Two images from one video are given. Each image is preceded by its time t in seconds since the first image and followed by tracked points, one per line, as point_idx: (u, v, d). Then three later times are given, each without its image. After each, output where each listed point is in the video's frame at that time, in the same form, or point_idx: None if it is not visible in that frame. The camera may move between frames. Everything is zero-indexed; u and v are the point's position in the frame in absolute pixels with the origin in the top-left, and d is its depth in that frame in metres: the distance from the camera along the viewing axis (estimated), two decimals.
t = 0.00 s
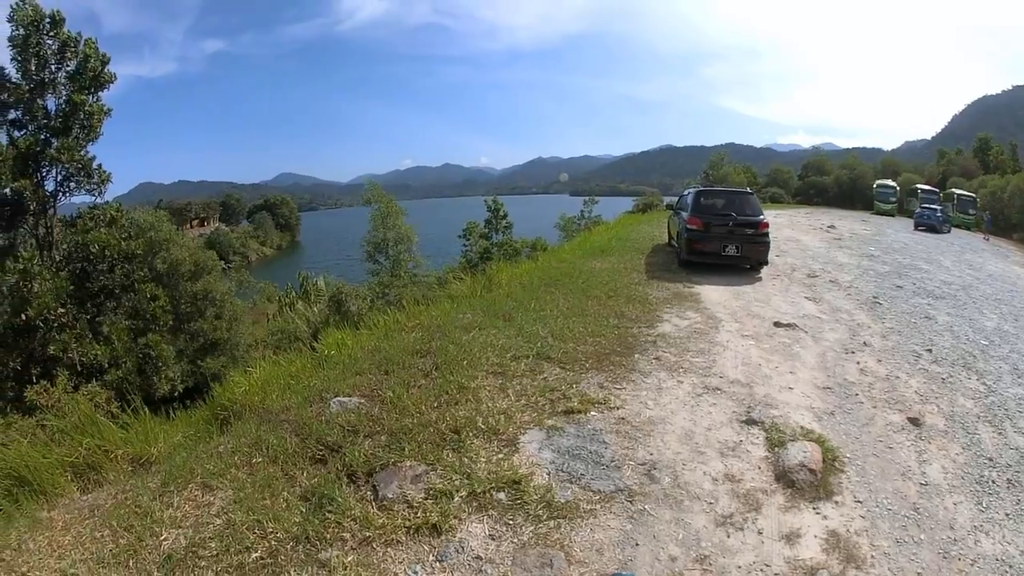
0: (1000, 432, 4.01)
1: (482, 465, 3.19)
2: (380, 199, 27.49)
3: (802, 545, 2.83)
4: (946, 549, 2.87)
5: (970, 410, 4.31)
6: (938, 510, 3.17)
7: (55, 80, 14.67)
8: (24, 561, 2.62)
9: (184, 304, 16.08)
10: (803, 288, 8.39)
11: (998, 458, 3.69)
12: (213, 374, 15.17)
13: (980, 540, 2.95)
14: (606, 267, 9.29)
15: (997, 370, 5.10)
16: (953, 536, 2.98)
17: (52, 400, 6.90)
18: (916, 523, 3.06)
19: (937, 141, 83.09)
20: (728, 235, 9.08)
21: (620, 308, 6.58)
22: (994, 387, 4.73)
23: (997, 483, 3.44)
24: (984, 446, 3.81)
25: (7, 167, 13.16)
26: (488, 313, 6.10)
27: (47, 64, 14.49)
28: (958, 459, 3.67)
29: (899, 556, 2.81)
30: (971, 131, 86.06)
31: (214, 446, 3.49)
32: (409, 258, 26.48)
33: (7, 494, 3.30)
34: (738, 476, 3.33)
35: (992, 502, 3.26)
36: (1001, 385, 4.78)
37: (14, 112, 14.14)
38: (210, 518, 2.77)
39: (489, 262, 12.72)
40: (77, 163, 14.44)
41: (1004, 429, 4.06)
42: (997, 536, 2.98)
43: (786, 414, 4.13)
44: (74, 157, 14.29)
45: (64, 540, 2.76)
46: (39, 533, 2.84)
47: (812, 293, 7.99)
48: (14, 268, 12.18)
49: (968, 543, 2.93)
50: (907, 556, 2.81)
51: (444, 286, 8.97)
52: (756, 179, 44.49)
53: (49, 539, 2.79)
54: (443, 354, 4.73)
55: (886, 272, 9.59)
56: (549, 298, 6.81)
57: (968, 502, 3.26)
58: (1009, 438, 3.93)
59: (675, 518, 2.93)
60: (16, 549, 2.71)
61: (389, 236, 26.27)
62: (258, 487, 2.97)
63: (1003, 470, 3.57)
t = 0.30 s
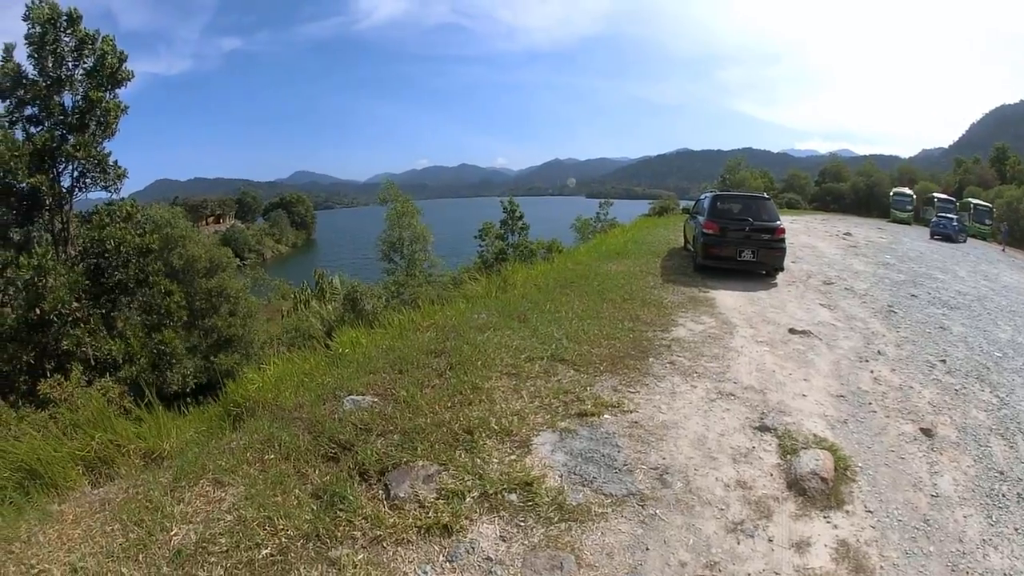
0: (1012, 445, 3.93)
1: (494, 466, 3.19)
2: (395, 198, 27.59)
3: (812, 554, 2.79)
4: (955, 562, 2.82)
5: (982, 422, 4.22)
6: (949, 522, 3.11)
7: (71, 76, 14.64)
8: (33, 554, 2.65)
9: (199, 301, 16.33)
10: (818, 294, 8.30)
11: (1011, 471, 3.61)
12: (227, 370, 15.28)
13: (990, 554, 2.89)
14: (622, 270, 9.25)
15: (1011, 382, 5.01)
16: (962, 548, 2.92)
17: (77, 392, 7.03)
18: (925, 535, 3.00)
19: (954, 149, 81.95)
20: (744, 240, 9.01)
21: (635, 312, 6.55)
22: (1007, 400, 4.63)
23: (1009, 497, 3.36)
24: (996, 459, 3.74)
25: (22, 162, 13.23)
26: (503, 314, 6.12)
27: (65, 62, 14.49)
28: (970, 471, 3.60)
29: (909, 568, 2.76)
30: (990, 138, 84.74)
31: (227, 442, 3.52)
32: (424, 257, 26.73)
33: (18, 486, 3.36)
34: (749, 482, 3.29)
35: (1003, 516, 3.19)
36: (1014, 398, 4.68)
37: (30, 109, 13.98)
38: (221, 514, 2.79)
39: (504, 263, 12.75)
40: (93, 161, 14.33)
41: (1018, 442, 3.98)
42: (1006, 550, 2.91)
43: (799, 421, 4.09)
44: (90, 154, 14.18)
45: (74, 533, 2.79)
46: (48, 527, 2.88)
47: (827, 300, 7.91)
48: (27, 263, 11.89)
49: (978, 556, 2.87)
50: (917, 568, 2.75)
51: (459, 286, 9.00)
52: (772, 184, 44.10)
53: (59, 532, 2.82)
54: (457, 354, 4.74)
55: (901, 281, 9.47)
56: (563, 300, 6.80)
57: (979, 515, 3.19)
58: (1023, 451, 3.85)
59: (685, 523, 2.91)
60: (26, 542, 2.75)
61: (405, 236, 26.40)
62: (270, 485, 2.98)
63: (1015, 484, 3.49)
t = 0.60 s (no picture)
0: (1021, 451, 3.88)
1: (503, 465, 3.19)
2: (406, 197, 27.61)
3: (819, 557, 2.77)
4: (962, 568, 2.79)
5: (990, 427, 4.17)
6: (956, 528, 3.08)
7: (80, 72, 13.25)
8: (40, 547, 2.69)
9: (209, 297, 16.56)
10: (828, 297, 8.24)
11: (1019, 478, 3.57)
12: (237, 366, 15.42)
13: (996, 560, 2.85)
14: (634, 270, 9.21)
15: (1021, 388, 4.94)
16: (969, 554, 2.88)
17: (92, 386, 7.03)
18: (933, 540, 2.97)
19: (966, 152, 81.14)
20: (756, 241, 8.96)
21: (646, 312, 6.52)
22: (1017, 406, 4.57)
23: (1017, 503, 3.32)
24: (1005, 465, 3.69)
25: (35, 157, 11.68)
26: (513, 313, 6.12)
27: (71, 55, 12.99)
28: (978, 476, 3.55)
29: (916, 573, 2.73)
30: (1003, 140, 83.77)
31: (236, 438, 3.54)
32: (435, 255, 26.81)
33: (27, 480, 3.43)
34: (758, 485, 3.27)
35: (1010, 522, 3.15)
36: None
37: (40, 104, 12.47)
38: (229, 510, 2.80)
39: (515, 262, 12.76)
40: (106, 156, 12.69)
41: None
42: (1013, 557, 2.87)
43: (809, 424, 4.05)
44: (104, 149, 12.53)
45: (81, 527, 2.83)
46: (56, 520, 2.91)
47: (838, 302, 7.85)
48: (36, 258, 10.77)
49: (985, 562, 2.83)
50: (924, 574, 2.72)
51: (470, 285, 9.00)
52: (784, 185, 43.70)
53: (66, 526, 2.85)
54: (467, 353, 4.74)
55: (912, 285, 9.38)
56: (574, 300, 6.78)
57: (985, 521, 3.15)
58: None
59: (694, 525, 2.89)
60: (34, 535, 2.78)
61: (416, 233, 26.43)
62: (278, 481, 3.00)
63: None
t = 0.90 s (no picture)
0: None
1: (512, 466, 3.18)
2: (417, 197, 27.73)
3: (826, 564, 2.74)
4: None
5: (999, 436, 4.12)
6: (963, 537, 3.03)
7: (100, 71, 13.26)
8: (46, 539, 2.72)
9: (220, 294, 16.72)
10: (839, 302, 8.17)
11: None
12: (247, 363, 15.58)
13: (1003, 572, 2.80)
14: (646, 273, 9.18)
15: None
16: (976, 564, 2.84)
17: (108, 380, 7.10)
18: (939, 550, 2.93)
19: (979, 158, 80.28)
20: (767, 246, 8.91)
21: (657, 315, 6.49)
22: None
23: None
24: (1014, 475, 3.64)
25: (47, 151, 11.58)
26: (524, 314, 6.13)
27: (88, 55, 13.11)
28: (986, 486, 3.50)
29: None
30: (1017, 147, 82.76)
31: (245, 434, 3.57)
32: (446, 255, 26.85)
33: (35, 471, 3.50)
34: (766, 490, 3.25)
35: (1019, 533, 3.10)
36: None
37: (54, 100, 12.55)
38: (237, 506, 2.82)
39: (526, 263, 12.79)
40: (118, 152, 12.77)
41: None
42: (1020, 568, 2.83)
43: (818, 430, 4.02)
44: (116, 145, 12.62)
45: (88, 520, 2.86)
46: (63, 513, 2.95)
47: (848, 308, 7.78)
48: (48, 252, 10.80)
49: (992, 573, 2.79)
50: None
51: (481, 285, 9.02)
52: (796, 189, 43.37)
53: (72, 519, 2.88)
54: (478, 353, 4.75)
55: (923, 291, 9.29)
56: (586, 302, 6.77)
57: (992, 531, 3.10)
58: None
59: (701, 530, 2.87)
60: (40, 527, 2.82)
61: (427, 233, 26.49)
62: (286, 478, 3.01)
63: None
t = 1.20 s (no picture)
0: None
1: (519, 466, 3.18)
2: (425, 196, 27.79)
3: (832, 568, 2.72)
4: None
5: (1007, 440, 4.07)
6: (969, 542, 3.00)
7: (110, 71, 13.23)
8: (52, 535, 2.75)
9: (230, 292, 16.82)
10: (848, 304, 8.12)
11: None
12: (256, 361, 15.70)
13: None
14: (655, 273, 9.14)
15: None
16: (984, 570, 2.81)
17: (121, 378, 7.19)
18: (945, 554, 2.90)
19: (989, 159, 79.47)
20: (777, 246, 8.87)
21: (666, 316, 6.47)
22: None
23: None
24: (1023, 480, 3.59)
25: (55, 149, 11.69)
26: (533, 313, 6.13)
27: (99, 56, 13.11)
28: (993, 490, 3.47)
29: None
30: None
31: (253, 432, 3.58)
32: (456, 255, 26.87)
33: (42, 467, 3.54)
34: (774, 492, 3.23)
35: None
36: None
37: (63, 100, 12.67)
38: (244, 503, 2.83)
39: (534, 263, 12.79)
40: (128, 151, 12.84)
41: None
42: None
43: (826, 432, 4.00)
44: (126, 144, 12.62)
45: (94, 516, 2.88)
46: (69, 508, 2.99)
47: (857, 310, 7.73)
48: (59, 248, 10.90)
49: None
50: None
51: (490, 285, 9.03)
52: (806, 190, 43.10)
53: (79, 514, 2.91)
54: (486, 352, 4.75)
55: (932, 293, 9.21)
56: (595, 302, 6.76)
57: (999, 535, 3.07)
58: None
59: (708, 531, 2.86)
60: (47, 522, 2.85)
61: (436, 233, 26.54)
62: (294, 476, 3.02)
63: None
